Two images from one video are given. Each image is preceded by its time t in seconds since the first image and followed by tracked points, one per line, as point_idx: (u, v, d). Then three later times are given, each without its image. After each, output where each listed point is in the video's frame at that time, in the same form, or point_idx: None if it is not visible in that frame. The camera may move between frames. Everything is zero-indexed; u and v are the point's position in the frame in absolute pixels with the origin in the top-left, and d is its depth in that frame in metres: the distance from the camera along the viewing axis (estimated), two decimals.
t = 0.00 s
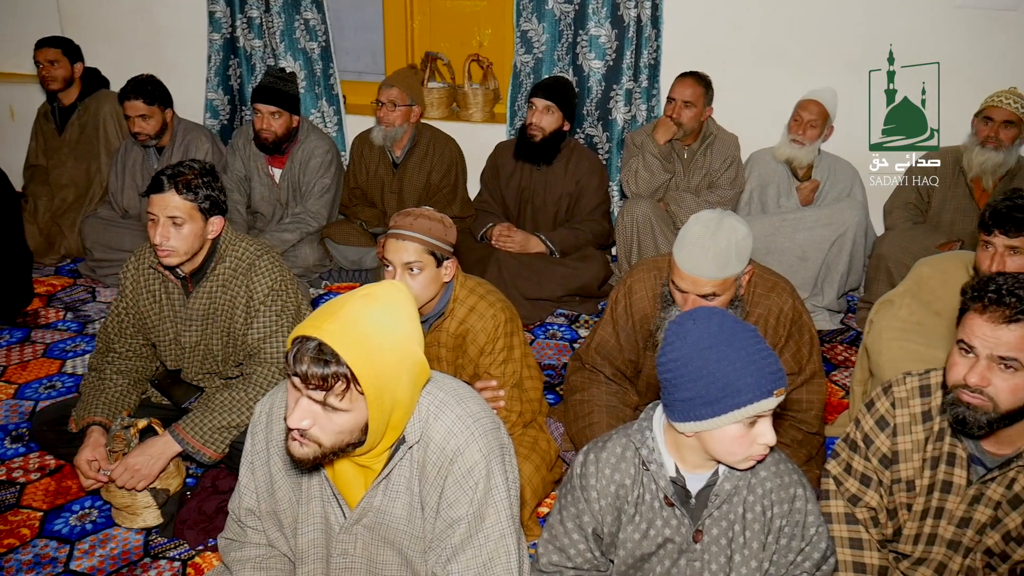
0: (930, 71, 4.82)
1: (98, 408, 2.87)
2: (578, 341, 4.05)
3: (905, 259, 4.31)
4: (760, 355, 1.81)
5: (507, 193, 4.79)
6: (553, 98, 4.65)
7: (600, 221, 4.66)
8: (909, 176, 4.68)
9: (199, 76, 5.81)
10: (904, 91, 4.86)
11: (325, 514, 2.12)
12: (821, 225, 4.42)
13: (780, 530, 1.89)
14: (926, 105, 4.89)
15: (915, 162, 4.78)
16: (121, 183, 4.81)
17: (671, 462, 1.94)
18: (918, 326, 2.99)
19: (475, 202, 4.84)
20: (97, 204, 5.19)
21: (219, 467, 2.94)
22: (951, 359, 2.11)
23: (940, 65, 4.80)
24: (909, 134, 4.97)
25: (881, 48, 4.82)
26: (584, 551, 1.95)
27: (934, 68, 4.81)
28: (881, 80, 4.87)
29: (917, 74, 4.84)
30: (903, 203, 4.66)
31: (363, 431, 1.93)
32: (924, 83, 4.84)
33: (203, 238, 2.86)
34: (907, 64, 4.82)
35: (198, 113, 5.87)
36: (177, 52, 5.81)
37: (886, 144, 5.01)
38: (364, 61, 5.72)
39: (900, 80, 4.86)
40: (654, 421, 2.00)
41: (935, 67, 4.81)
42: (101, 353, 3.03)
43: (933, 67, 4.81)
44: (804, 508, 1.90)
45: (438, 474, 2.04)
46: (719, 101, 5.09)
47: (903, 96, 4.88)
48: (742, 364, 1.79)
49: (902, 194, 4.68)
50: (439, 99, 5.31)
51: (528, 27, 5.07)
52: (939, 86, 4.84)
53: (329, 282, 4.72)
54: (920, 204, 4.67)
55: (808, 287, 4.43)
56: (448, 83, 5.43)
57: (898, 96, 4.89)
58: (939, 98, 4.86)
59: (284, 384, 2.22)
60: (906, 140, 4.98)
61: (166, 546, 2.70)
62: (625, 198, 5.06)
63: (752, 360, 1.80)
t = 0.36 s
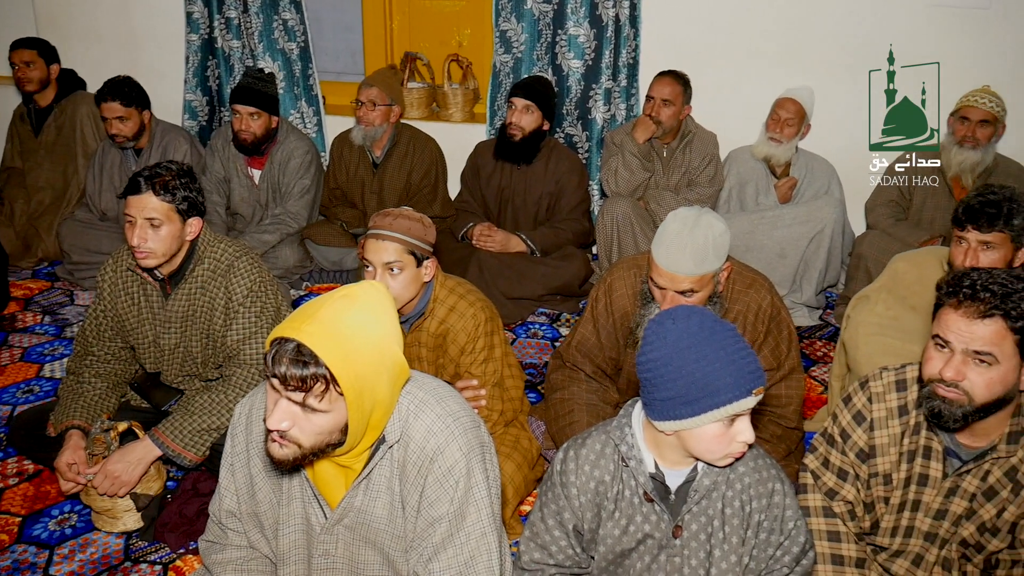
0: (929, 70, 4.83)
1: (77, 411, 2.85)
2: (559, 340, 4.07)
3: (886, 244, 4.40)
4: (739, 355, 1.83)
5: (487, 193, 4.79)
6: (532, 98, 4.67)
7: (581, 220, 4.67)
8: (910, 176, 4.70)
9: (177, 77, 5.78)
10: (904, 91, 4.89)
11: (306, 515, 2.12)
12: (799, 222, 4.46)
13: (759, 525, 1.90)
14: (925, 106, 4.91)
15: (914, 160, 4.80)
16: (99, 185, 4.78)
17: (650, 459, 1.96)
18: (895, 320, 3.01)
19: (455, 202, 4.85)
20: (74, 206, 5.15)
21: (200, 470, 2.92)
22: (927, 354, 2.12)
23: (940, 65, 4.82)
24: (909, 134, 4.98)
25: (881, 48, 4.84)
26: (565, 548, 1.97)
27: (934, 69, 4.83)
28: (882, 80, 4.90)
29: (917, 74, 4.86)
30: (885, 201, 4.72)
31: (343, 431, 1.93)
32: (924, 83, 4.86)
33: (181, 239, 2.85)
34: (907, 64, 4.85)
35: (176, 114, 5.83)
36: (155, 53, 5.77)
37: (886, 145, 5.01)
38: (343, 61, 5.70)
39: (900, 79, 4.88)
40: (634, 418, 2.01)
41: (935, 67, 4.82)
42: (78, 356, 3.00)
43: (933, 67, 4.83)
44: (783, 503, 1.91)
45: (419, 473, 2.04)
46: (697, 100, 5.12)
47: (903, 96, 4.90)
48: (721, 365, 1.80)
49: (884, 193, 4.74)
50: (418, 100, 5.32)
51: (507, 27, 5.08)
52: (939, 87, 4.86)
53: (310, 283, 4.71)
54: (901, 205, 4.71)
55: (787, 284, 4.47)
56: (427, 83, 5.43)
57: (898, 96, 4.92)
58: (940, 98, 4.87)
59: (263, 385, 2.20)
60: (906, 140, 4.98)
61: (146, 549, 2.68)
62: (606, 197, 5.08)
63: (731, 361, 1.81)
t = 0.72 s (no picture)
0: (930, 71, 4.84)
1: (56, 419, 2.83)
2: (541, 340, 4.08)
3: (854, 250, 4.45)
4: (712, 350, 1.84)
5: (468, 194, 4.80)
6: (511, 99, 4.68)
7: (562, 220, 4.68)
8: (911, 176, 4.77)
9: (155, 81, 5.74)
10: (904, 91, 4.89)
11: (287, 519, 2.11)
12: (778, 220, 4.50)
13: (735, 519, 1.92)
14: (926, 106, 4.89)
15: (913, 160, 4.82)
16: (77, 191, 4.75)
17: (627, 456, 1.97)
18: (873, 317, 3.04)
19: (436, 203, 4.85)
20: (52, 212, 5.12)
21: (181, 475, 2.90)
22: (902, 350, 2.15)
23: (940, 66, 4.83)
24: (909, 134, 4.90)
25: (882, 48, 4.86)
26: (545, 547, 1.98)
27: (934, 69, 4.84)
28: (882, 80, 4.92)
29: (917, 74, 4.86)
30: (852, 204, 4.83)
31: (323, 435, 1.93)
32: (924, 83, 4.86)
33: (159, 245, 2.83)
34: (907, 64, 4.86)
35: (154, 118, 5.80)
36: (132, 57, 5.73)
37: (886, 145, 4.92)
38: (322, 64, 5.69)
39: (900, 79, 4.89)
40: (610, 416, 2.03)
41: (935, 67, 4.84)
42: (58, 363, 2.98)
43: (933, 67, 4.84)
44: (758, 497, 1.93)
45: (400, 475, 2.04)
46: (676, 99, 5.14)
47: (903, 96, 4.90)
48: (693, 359, 1.82)
49: (849, 194, 4.85)
50: (398, 102, 5.32)
51: (486, 29, 5.10)
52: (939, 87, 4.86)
53: (291, 287, 4.73)
54: (866, 204, 4.83)
55: (767, 282, 4.50)
56: (407, 85, 5.42)
57: (898, 96, 4.91)
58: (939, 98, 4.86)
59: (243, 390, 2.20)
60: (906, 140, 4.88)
61: (128, 556, 2.67)
62: (586, 197, 5.10)
63: (703, 355, 1.83)
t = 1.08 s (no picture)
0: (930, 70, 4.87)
1: (34, 426, 2.81)
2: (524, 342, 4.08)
3: (832, 253, 4.49)
4: (689, 349, 1.85)
5: (449, 196, 4.80)
6: (492, 100, 4.68)
7: (544, 222, 4.69)
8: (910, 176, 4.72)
9: (133, 84, 5.70)
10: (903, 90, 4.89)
11: (267, 523, 2.10)
12: (759, 219, 4.52)
13: (713, 518, 1.93)
14: (925, 105, 4.91)
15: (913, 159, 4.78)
16: (55, 195, 4.71)
17: (606, 457, 1.97)
18: (851, 316, 3.05)
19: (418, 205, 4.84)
20: (29, 217, 5.01)
21: (161, 481, 2.88)
22: (876, 348, 2.17)
23: (940, 65, 4.86)
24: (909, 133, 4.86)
25: (882, 49, 4.88)
26: (526, 548, 1.99)
27: (934, 68, 4.86)
28: (881, 79, 4.94)
29: (918, 74, 4.88)
30: (825, 207, 4.78)
31: (301, 439, 1.92)
32: (924, 83, 4.88)
33: (137, 250, 2.80)
34: (906, 64, 4.87)
35: (133, 122, 5.76)
36: (110, 60, 5.69)
37: (885, 144, 4.71)
38: (302, 67, 5.67)
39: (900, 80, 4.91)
40: (590, 417, 2.02)
41: (935, 67, 4.86)
42: (35, 369, 2.95)
43: (933, 66, 4.87)
44: (735, 496, 1.94)
45: (379, 478, 2.04)
46: (657, 100, 5.17)
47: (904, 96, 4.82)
48: (670, 358, 1.83)
49: (822, 198, 4.82)
50: (379, 104, 5.31)
51: (466, 30, 5.10)
52: (938, 87, 4.89)
53: (273, 290, 4.70)
54: (839, 207, 4.79)
55: (748, 281, 4.52)
56: (388, 88, 5.42)
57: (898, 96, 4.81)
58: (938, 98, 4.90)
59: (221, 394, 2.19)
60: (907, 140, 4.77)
61: (108, 563, 2.65)
62: (568, 199, 5.11)
63: (680, 354, 1.84)
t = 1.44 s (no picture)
0: (929, 70, 4.89)
1: (14, 432, 2.78)
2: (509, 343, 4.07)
3: (816, 252, 4.51)
4: (674, 351, 1.86)
5: (434, 198, 4.79)
6: (475, 101, 4.68)
7: (528, 222, 4.69)
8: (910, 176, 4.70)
9: (115, 87, 5.67)
10: (904, 90, 4.89)
11: (249, 528, 2.09)
12: (742, 218, 4.53)
13: (698, 520, 1.93)
14: (925, 105, 4.93)
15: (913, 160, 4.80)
16: (35, 200, 4.67)
17: (591, 460, 1.96)
18: (834, 314, 3.06)
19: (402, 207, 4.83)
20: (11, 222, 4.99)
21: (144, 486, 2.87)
22: (857, 346, 2.18)
23: (940, 65, 4.88)
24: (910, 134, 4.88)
25: (881, 48, 4.89)
26: (510, 552, 1.98)
27: (935, 68, 4.88)
28: (882, 79, 4.92)
29: (917, 74, 4.90)
30: (808, 204, 4.83)
31: (282, 443, 1.91)
32: (924, 83, 4.90)
33: (117, 253, 2.79)
34: (906, 64, 4.88)
35: (114, 125, 5.72)
36: (91, 64, 5.66)
37: (886, 144, 4.67)
38: (285, 69, 5.65)
39: (900, 80, 4.91)
40: (574, 420, 2.02)
41: (935, 67, 4.88)
42: (15, 375, 2.93)
43: (933, 67, 4.88)
44: (720, 497, 1.94)
45: (362, 481, 2.03)
46: (641, 100, 5.17)
47: (904, 96, 4.89)
48: (656, 360, 1.83)
49: (806, 196, 4.85)
50: (362, 105, 5.30)
51: (449, 31, 5.09)
52: (939, 87, 4.91)
53: (257, 294, 4.66)
54: (823, 204, 4.82)
55: (732, 280, 4.53)
56: (371, 89, 5.40)
57: (899, 96, 4.90)
58: (939, 98, 4.92)
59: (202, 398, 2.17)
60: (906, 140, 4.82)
61: (91, 570, 2.62)
62: (553, 199, 5.11)
63: (666, 357, 1.84)
